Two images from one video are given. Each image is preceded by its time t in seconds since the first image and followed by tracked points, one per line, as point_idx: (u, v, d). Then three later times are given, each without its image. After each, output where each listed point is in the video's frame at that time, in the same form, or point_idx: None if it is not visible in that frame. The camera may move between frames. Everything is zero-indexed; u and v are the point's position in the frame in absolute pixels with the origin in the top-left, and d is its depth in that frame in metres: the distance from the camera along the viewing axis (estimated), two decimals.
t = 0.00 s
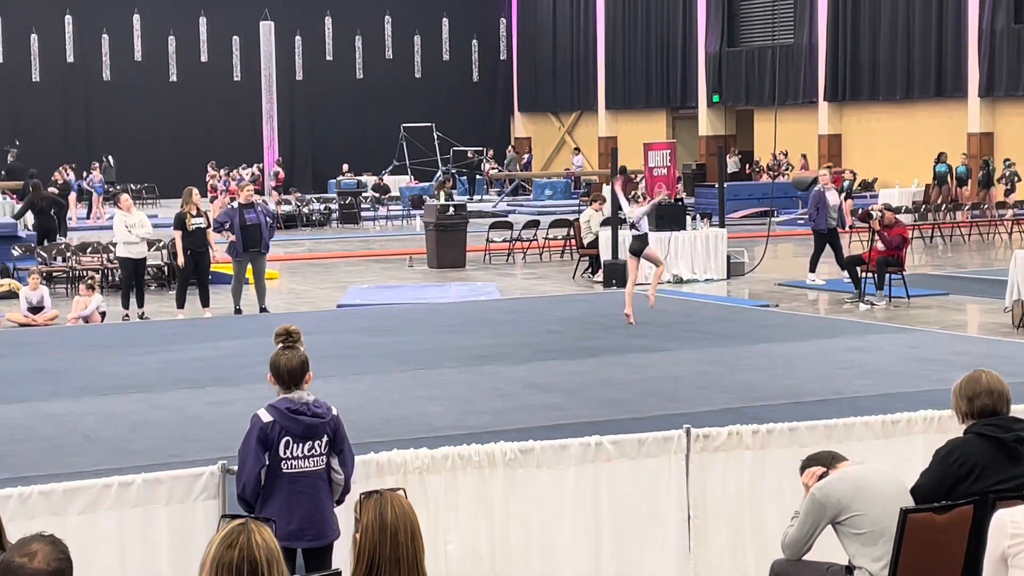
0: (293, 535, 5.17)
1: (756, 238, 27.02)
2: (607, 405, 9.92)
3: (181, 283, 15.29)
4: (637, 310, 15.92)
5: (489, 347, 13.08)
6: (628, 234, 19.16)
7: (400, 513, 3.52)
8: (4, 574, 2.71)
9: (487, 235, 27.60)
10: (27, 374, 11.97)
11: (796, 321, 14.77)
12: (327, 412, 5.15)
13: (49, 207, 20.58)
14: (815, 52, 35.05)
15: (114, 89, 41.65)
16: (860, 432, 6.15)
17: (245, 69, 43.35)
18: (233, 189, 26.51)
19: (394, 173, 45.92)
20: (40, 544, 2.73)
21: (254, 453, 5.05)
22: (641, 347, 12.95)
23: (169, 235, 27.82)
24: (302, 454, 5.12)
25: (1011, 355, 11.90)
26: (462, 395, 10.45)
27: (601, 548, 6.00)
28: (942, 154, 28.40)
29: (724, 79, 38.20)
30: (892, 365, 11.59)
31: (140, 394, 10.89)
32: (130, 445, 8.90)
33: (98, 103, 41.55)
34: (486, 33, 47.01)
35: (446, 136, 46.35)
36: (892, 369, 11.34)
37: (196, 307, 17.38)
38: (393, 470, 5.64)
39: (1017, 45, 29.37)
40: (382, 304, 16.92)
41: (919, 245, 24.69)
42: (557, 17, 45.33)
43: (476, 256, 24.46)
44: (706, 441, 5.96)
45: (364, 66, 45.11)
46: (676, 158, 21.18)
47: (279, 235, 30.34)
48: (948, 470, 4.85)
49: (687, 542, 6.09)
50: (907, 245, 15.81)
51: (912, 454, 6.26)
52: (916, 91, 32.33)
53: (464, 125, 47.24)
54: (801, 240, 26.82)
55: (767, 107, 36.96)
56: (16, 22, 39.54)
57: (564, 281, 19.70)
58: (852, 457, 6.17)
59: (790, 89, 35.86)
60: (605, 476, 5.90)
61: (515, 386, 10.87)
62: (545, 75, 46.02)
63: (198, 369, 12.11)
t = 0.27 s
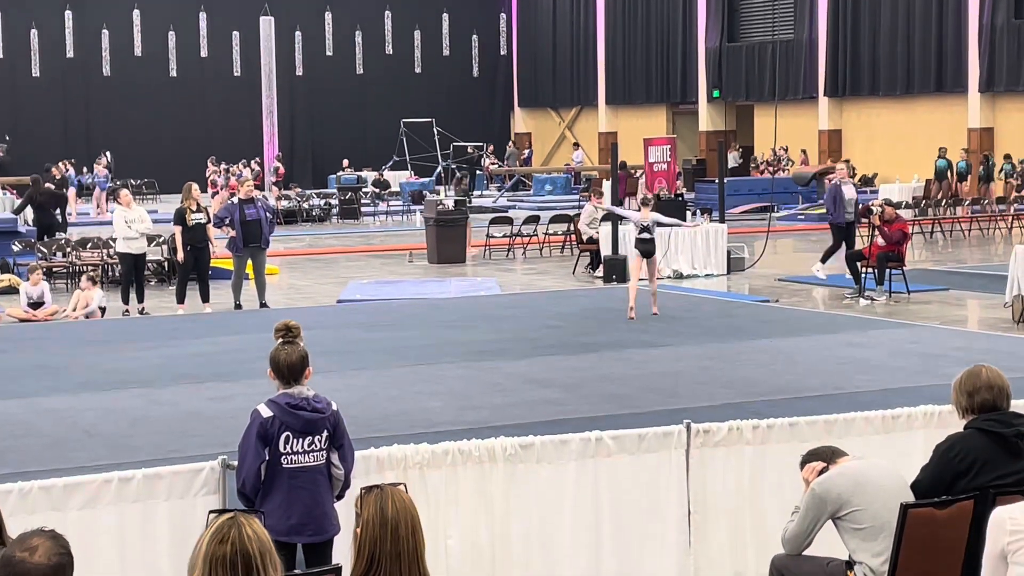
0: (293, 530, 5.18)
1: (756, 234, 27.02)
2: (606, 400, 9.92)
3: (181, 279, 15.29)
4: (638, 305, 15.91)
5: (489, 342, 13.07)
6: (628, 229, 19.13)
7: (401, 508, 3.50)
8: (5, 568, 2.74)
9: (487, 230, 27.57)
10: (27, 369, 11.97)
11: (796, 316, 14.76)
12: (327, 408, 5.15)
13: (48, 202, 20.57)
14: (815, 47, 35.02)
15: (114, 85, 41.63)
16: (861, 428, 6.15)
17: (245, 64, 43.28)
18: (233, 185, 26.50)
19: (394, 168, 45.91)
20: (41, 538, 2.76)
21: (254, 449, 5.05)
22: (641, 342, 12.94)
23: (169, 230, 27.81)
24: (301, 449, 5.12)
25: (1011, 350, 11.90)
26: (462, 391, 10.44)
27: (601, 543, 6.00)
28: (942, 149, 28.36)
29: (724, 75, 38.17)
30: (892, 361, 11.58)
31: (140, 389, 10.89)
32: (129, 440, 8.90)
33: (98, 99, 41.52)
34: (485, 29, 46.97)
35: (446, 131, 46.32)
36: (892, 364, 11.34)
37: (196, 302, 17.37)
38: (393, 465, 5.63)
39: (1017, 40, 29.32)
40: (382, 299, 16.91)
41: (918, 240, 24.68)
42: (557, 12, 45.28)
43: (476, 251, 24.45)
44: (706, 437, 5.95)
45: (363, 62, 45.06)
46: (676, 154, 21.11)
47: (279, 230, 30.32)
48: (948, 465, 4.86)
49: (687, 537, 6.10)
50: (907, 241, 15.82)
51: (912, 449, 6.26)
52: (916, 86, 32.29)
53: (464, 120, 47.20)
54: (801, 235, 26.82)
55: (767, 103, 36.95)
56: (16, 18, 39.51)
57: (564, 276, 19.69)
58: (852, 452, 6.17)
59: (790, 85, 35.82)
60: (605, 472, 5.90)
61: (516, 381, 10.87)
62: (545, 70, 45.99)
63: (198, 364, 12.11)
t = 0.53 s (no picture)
0: (294, 525, 5.18)
1: (757, 228, 27.04)
2: (607, 395, 9.92)
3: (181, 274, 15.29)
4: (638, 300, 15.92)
5: (490, 337, 13.08)
6: (629, 224, 19.11)
7: (403, 503, 3.50)
8: (6, 564, 2.75)
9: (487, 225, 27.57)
10: (28, 365, 11.98)
11: (796, 311, 14.77)
12: (327, 403, 5.15)
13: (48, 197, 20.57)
14: (815, 42, 35.00)
15: (114, 81, 41.61)
16: (862, 423, 6.14)
17: (246, 60, 43.26)
18: (234, 181, 26.49)
19: (394, 163, 45.90)
20: (42, 535, 2.76)
21: (254, 444, 5.05)
22: (641, 337, 12.95)
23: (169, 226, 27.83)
24: (302, 444, 5.12)
25: (1013, 345, 11.90)
26: (463, 386, 10.44)
27: (601, 539, 6.00)
28: (943, 144, 28.32)
29: (724, 70, 38.14)
30: (893, 356, 11.58)
31: (140, 385, 10.90)
32: (130, 435, 8.90)
33: (99, 95, 41.51)
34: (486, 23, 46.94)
35: (447, 126, 46.32)
36: (893, 359, 11.34)
37: (196, 298, 17.38)
38: (394, 460, 5.64)
39: (1017, 35, 29.29)
40: (383, 295, 16.92)
41: (919, 235, 24.68)
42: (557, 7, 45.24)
43: (477, 246, 24.46)
44: (707, 432, 5.95)
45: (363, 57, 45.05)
46: (677, 149, 21.11)
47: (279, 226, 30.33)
48: (948, 460, 4.86)
49: (687, 532, 6.09)
50: (908, 236, 15.79)
51: (913, 444, 6.26)
52: (917, 81, 32.26)
53: (464, 115, 47.18)
54: (802, 230, 26.85)
55: (767, 98, 36.96)
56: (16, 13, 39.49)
57: (565, 272, 19.69)
58: (853, 447, 6.17)
59: (791, 80, 35.81)
60: (606, 466, 5.91)
61: (516, 376, 10.88)
62: (546, 65, 45.95)
63: (198, 360, 12.12)
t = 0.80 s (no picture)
0: (294, 521, 5.19)
1: (758, 224, 27.04)
2: (607, 391, 9.93)
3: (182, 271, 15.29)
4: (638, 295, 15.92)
5: (490, 333, 13.08)
6: (630, 220, 19.10)
7: (403, 499, 3.51)
8: (10, 562, 2.76)
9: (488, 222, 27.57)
10: (28, 361, 11.98)
11: (797, 307, 14.76)
12: (327, 399, 5.15)
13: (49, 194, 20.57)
14: (816, 38, 34.99)
15: (115, 77, 41.60)
16: (862, 418, 6.15)
17: (246, 55, 43.24)
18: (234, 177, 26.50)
19: (394, 159, 45.88)
20: (45, 534, 2.78)
21: (255, 440, 5.05)
22: (641, 333, 12.95)
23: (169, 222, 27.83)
24: (302, 440, 5.13)
25: (1013, 340, 11.90)
26: (463, 382, 10.45)
27: (602, 535, 6.00)
28: (943, 139, 28.29)
29: (725, 66, 38.11)
30: (893, 351, 11.58)
31: (141, 381, 10.90)
32: (130, 432, 8.91)
33: (99, 91, 41.50)
34: (486, 19, 46.93)
35: (447, 122, 46.30)
36: (893, 355, 11.34)
37: (197, 294, 17.38)
38: (394, 456, 5.64)
39: (1018, 30, 29.26)
40: (383, 290, 16.92)
41: (919, 231, 24.67)
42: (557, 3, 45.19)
43: (477, 242, 24.46)
44: (707, 427, 5.96)
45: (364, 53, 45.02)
46: (677, 144, 21.11)
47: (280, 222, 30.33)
48: (948, 455, 4.87)
49: (687, 527, 6.10)
50: (908, 231, 15.76)
51: (913, 439, 6.26)
52: (917, 77, 32.22)
53: (464, 111, 47.17)
54: (802, 226, 26.85)
55: (767, 93, 36.93)
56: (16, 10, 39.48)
57: (565, 268, 19.69)
58: (853, 443, 6.17)
59: (791, 75, 35.79)
60: (606, 462, 5.91)
61: (517, 372, 10.88)
62: (546, 61, 45.93)
63: (198, 356, 12.12)
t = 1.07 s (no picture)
0: (295, 517, 5.19)
1: (758, 220, 27.04)
2: (607, 386, 9.93)
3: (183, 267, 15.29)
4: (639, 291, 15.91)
5: (490, 329, 13.08)
6: (631, 216, 19.09)
7: (402, 496, 3.50)
8: (16, 559, 2.80)
9: (488, 218, 27.57)
10: (28, 357, 11.99)
11: (797, 302, 14.76)
12: (327, 395, 5.14)
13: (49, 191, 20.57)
14: (816, 33, 34.99)
15: (115, 74, 41.60)
16: (862, 414, 6.15)
17: (246, 51, 43.24)
18: (234, 174, 26.50)
19: (395, 155, 45.86)
20: (49, 531, 2.81)
21: (255, 436, 5.05)
22: (642, 328, 12.95)
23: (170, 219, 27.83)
24: (302, 436, 5.13)
25: (1013, 336, 11.90)
26: (463, 378, 10.46)
27: (602, 530, 6.00)
28: (944, 134, 28.25)
29: (725, 61, 38.09)
30: (894, 346, 11.58)
31: (142, 377, 10.91)
32: (131, 428, 8.91)
33: (99, 88, 41.47)
34: (486, 15, 46.91)
35: (447, 118, 46.28)
36: (893, 350, 11.34)
37: (197, 290, 17.38)
38: (395, 452, 5.64)
39: (1018, 25, 29.25)
40: (384, 286, 16.93)
41: (920, 226, 24.66)
42: None
43: (478, 238, 24.46)
44: (708, 423, 5.95)
45: (364, 48, 45.01)
46: (678, 140, 21.12)
47: (280, 218, 30.33)
48: (949, 451, 4.86)
49: (688, 523, 6.10)
50: (909, 226, 15.75)
51: (914, 434, 6.27)
52: (918, 72, 32.20)
53: (464, 107, 47.15)
54: (803, 221, 26.85)
55: (768, 89, 36.91)
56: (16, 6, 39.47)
57: (566, 263, 19.69)
58: (854, 438, 6.17)
59: (791, 71, 35.78)
60: (607, 457, 5.92)
61: (517, 368, 10.88)
62: (546, 56, 45.90)
63: (199, 352, 12.13)
